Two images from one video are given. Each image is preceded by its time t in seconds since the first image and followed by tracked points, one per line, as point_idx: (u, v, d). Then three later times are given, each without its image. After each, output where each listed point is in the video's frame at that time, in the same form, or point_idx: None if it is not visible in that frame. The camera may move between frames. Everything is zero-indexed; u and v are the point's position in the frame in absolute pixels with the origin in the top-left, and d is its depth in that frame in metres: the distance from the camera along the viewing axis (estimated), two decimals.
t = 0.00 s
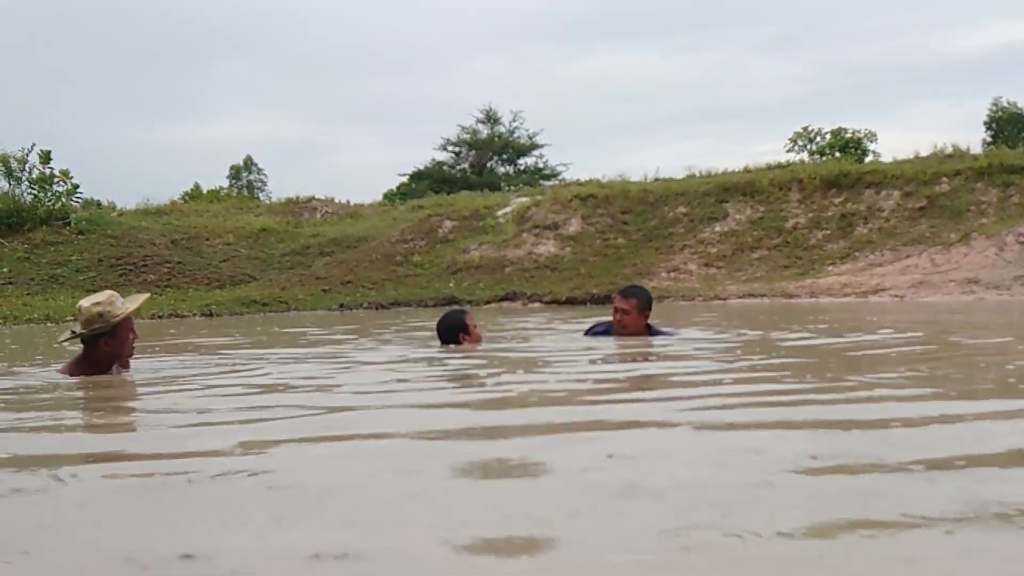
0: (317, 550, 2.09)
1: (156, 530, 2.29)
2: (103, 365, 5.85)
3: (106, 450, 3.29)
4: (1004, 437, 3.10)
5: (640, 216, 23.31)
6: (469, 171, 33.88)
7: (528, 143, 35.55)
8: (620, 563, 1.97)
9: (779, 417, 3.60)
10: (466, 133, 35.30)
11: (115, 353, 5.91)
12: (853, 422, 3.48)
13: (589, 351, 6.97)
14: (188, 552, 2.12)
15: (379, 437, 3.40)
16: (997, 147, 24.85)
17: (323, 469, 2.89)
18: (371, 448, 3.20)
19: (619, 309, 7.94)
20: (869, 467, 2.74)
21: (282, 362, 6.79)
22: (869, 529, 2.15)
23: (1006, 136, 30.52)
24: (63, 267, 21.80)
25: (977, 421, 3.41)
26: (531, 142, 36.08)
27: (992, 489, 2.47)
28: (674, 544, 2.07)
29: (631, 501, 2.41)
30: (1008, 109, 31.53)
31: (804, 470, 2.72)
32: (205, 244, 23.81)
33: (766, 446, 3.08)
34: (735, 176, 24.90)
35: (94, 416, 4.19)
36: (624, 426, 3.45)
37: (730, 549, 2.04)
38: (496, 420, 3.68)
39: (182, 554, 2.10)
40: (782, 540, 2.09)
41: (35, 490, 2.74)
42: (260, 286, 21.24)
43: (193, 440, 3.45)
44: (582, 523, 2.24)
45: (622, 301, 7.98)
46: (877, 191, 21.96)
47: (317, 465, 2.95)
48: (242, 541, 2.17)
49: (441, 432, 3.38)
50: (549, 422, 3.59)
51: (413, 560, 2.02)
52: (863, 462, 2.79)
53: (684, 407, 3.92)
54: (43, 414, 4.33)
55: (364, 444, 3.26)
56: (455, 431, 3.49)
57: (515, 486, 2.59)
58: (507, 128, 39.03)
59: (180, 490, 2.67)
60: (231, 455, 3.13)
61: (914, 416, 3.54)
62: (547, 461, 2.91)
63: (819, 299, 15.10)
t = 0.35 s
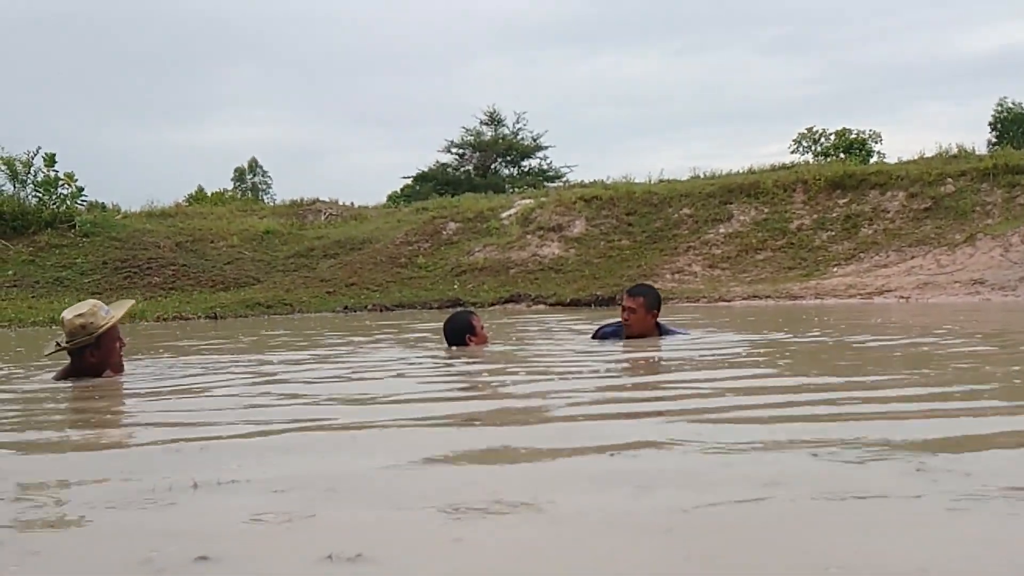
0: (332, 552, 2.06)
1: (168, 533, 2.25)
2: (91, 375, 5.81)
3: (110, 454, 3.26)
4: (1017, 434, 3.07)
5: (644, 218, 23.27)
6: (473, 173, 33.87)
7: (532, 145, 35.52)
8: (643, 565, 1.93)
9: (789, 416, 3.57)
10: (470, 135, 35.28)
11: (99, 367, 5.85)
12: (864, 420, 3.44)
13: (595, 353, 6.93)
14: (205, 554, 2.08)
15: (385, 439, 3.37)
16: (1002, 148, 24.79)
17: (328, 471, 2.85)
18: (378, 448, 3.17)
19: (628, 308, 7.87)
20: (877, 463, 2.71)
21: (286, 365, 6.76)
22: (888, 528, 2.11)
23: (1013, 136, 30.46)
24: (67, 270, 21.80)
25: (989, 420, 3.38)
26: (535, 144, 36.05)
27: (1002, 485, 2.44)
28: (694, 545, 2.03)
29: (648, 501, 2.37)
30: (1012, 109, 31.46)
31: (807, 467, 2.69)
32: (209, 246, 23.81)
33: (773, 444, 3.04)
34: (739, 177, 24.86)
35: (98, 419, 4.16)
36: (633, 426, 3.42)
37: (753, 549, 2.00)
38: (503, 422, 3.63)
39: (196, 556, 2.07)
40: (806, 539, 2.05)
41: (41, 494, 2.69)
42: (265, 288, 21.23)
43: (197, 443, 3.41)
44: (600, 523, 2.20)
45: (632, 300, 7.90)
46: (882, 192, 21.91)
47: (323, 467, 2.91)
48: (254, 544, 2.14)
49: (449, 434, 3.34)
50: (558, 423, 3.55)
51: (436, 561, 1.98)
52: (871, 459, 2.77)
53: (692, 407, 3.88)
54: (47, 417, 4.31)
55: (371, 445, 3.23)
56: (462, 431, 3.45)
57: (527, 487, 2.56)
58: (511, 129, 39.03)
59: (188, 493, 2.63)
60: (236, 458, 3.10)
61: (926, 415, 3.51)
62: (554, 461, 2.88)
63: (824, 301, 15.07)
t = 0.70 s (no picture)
0: (338, 551, 2.06)
1: (173, 532, 2.25)
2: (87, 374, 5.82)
3: (110, 453, 3.26)
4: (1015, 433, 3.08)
5: (647, 217, 23.26)
6: (475, 173, 33.87)
7: (534, 145, 35.52)
8: (649, 561, 1.93)
9: (787, 415, 3.57)
10: (472, 135, 35.27)
11: (95, 368, 5.86)
12: (862, 419, 3.44)
13: (595, 354, 6.93)
14: (212, 553, 2.08)
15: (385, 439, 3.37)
16: (1004, 147, 24.76)
17: (327, 470, 2.85)
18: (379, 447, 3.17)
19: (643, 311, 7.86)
20: (875, 461, 2.71)
21: (287, 365, 6.76)
22: (890, 524, 2.12)
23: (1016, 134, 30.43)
24: (70, 270, 21.84)
25: (987, 418, 3.38)
26: (538, 144, 36.05)
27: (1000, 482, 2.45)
28: (700, 543, 2.03)
29: (652, 501, 2.37)
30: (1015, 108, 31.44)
31: (805, 466, 2.69)
32: (212, 246, 23.82)
33: (770, 443, 3.05)
34: (742, 177, 24.85)
35: (98, 420, 4.17)
36: (633, 426, 3.41)
37: (758, 546, 2.00)
38: (503, 421, 3.63)
39: (204, 555, 2.07)
40: (810, 536, 2.05)
41: (42, 494, 2.69)
42: (267, 289, 21.23)
43: (199, 443, 3.42)
44: (604, 521, 2.21)
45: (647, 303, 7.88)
46: (885, 191, 21.90)
47: (321, 466, 2.91)
48: (260, 542, 2.14)
49: (449, 434, 3.34)
50: (558, 423, 3.55)
51: (441, 558, 1.99)
52: (869, 458, 2.77)
53: (692, 407, 3.88)
54: (47, 417, 4.31)
55: (371, 445, 3.23)
56: (460, 431, 3.46)
57: (527, 485, 2.56)
58: (513, 129, 39.03)
59: (187, 493, 2.63)
60: (235, 457, 3.10)
61: (924, 413, 3.51)
62: (553, 460, 2.89)
63: (827, 300, 15.06)
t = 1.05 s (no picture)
0: (349, 542, 2.06)
1: (183, 524, 2.26)
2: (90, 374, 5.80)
3: (118, 446, 3.27)
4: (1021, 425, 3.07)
5: (651, 215, 23.25)
6: (479, 170, 33.87)
7: (538, 142, 35.52)
8: (661, 553, 1.93)
9: (791, 408, 3.57)
10: (476, 132, 35.27)
11: (98, 367, 5.85)
12: (866, 411, 3.45)
13: (599, 350, 6.94)
14: (224, 545, 2.08)
15: (389, 433, 3.38)
16: (1009, 144, 24.70)
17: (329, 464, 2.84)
18: (383, 441, 3.18)
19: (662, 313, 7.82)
20: (877, 455, 2.71)
21: (291, 363, 6.77)
22: (896, 517, 2.13)
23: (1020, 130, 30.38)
24: (74, 268, 21.86)
25: (991, 411, 3.38)
26: (541, 141, 36.03)
27: (1002, 477, 2.45)
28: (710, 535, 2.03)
29: (660, 493, 2.37)
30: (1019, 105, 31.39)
31: (808, 459, 2.69)
32: (216, 244, 23.84)
33: (776, 435, 3.05)
34: (746, 174, 24.83)
35: (103, 417, 4.17)
36: (636, 420, 3.43)
37: (770, 539, 2.00)
38: (503, 417, 3.62)
39: (217, 547, 2.07)
40: (820, 529, 2.05)
41: (52, 485, 2.69)
42: (272, 286, 21.24)
43: (198, 438, 3.40)
44: (613, 513, 2.21)
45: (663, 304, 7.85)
46: (889, 188, 21.88)
47: (324, 460, 2.89)
48: (272, 534, 2.15)
49: (454, 428, 3.35)
50: (562, 417, 3.56)
51: (452, 550, 1.99)
52: (873, 450, 2.76)
53: (694, 401, 3.88)
54: (53, 414, 4.32)
55: (376, 438, 3.25)
56: (461, 426, 3.44)
57: (533, 479, 2.55)
58: (517, 126, 39.02)
59: (191, 487, 2.62)
60: (241, 450, 3.11)
61: (929, 406, 3.51)
62: (559, 452, 2.89)
63: (831, 297, 15.06)
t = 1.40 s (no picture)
0: (359, 539, 2.07)
1: (191, 520, 2.27)
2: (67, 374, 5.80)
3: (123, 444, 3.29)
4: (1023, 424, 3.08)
5: (656, 210, 23.24)
6: (484, 165, 33.87)
7: (543, 138, 35.51)
8: (671, 547, 1.94)
9: (793, 407, 3.58)
10: (481, 127, 35.26)
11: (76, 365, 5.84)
12: (868, 412, 3.45)
13: (603, 347, 6.95)
14: (235, 541, 2.09)
15: (391, 430, 3.39)
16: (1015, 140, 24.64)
17: (333, 463, 2.84)
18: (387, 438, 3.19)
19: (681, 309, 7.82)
20: (880, 453, 2.71)
21: (295, 358, 6.78)
22: (900, 510, 2.13)
23: None
24: (79, 264, 21.92)
25: (994, 411, 3.38)
26: (546, 137, 36.02)
27: (1005, 473, 2.46)
28: (719, 529, 2.04)
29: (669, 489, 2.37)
30: None
31: (812, 457, 2.69)
32: (221, 239, 23.87)
33: (780, 434, 3.06)
34: (751, 170, 24.80)
35: (108, 412, 4.19)
36: (638, 418, 3.44)
37: (778, 532, 2.00)
38: (503, 415, 3.62)
39: (229, 543, 2.08)
40: (830, 523, 2.06)
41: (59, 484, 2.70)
42: (276, 282, 21.27)
43: (195, 435, 3.40)
44: (622, 508, 2.22)
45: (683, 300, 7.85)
46: (894, 184, 21.85)
47: (331, 457, 2.90)
48: (281, 531, 2.16)
49: (457, 426, 3.35)
50: (564, 416, 3.56)
51: (462, 545, 2.00)
52: (876, 451, 2.76)
53: (697, 399, 3.89)
54: (58, 410, 4.34)
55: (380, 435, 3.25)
56: (461, 424, 3.45)
57: (539, 475, 2.56)
58: (522, 122, 38.99)
59: (199, 483, 2.62)
60: (246, 448, 3.12)
61: (932, 406, 3.52)
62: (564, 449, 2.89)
63: (836, 293, 15.05)
